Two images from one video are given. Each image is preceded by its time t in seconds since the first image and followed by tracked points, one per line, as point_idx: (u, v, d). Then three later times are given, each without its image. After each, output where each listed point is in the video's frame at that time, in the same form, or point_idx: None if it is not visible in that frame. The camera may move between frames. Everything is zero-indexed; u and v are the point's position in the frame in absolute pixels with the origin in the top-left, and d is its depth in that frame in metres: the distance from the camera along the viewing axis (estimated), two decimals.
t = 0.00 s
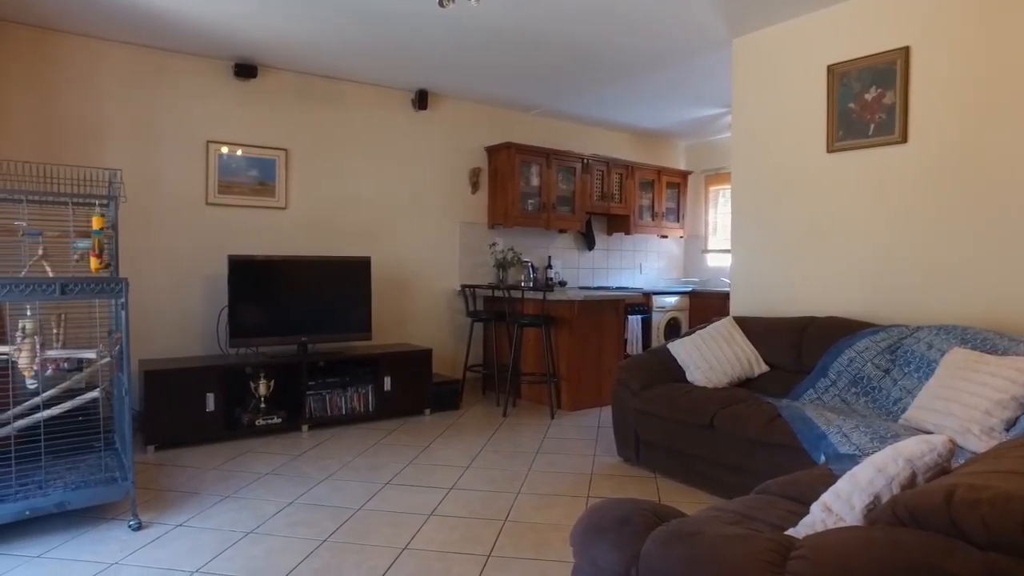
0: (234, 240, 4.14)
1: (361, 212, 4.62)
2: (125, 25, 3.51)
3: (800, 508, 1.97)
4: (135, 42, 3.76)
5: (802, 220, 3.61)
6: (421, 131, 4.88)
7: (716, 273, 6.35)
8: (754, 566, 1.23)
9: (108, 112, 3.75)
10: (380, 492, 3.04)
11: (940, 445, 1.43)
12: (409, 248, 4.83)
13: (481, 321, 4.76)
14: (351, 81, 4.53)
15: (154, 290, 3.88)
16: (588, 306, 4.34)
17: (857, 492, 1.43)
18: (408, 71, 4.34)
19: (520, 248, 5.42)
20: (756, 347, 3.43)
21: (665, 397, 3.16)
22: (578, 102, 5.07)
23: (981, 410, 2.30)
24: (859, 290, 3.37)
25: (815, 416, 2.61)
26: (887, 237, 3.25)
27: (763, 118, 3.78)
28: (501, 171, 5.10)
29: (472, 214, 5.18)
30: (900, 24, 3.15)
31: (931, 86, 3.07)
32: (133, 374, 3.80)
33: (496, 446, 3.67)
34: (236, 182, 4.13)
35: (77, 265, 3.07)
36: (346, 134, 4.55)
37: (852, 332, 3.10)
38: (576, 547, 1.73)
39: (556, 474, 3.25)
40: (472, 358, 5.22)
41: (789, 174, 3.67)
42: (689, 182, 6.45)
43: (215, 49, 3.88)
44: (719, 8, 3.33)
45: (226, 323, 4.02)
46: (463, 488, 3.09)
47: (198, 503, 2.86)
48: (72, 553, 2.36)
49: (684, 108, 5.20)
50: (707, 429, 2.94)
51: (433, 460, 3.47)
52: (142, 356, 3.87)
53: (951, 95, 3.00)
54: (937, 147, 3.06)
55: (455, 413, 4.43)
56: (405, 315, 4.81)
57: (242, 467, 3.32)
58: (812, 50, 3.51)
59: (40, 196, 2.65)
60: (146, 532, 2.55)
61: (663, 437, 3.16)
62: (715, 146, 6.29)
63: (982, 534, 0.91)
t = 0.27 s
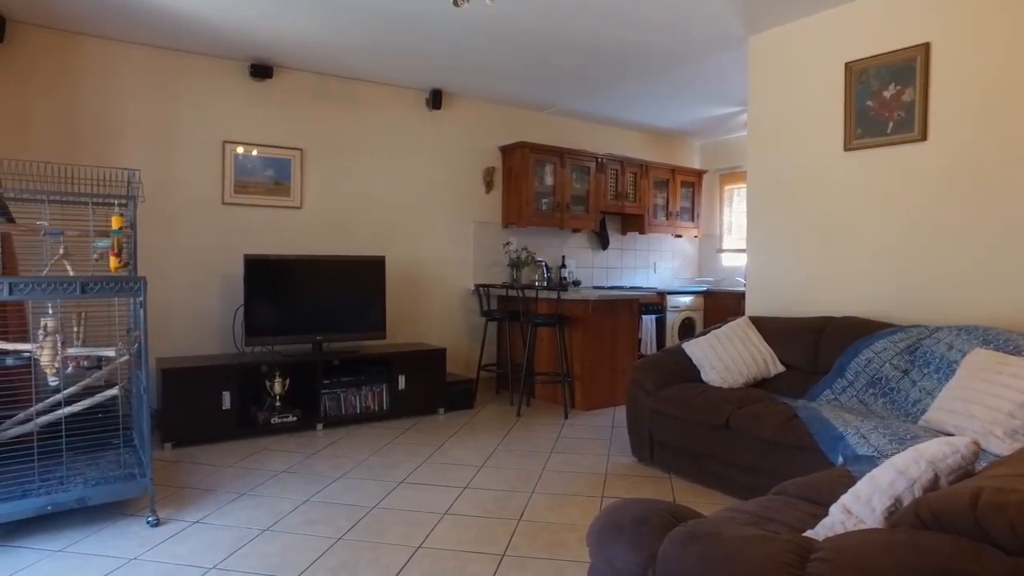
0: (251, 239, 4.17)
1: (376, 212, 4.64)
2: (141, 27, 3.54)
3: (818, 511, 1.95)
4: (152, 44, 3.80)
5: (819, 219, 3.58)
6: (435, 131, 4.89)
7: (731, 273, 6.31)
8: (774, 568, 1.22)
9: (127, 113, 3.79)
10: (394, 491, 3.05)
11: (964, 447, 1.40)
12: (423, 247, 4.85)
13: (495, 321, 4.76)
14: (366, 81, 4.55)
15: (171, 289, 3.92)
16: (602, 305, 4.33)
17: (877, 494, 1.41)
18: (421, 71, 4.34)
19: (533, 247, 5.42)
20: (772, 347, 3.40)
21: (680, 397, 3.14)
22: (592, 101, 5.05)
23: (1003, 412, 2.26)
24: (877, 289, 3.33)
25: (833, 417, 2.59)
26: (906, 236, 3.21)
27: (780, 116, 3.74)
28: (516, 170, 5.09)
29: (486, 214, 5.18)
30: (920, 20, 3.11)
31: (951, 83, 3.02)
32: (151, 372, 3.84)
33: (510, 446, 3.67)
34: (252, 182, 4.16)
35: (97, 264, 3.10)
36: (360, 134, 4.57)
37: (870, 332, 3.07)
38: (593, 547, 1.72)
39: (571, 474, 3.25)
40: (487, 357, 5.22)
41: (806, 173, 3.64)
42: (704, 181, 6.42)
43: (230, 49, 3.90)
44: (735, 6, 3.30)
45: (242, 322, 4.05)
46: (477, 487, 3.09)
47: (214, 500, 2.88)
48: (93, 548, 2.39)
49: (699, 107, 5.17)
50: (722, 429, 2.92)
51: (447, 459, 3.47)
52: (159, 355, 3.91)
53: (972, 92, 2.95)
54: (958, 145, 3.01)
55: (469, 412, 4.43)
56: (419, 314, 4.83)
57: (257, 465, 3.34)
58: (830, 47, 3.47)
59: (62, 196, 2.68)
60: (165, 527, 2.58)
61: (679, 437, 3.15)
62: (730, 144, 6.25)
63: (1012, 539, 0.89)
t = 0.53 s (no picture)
0: (264, 239, 4.20)
1: (388, 211, 4.65)
2: (156, 28, 3.57)
3: (835, 514, 1.93)
4: (167, 45, 3.83)
5: (835, 219, 3.54)
6: (448, 130, 4.90)
7: (745, 273, 6.27)
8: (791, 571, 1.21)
9: (142, 114, 3.82)
10: (407, 490, 3.05)
11: (986, 451, 1.38)
12: (435, 247, 4.85)
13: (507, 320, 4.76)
14: (379, 81, 4.56)
15: (186, 288, 3.95)
16: (615, 305, 4.31)
17: (896, 497, 1.38)
18: (434, 71, 4.35)
19: (545, 247, 5.41)
20: (787, 347, 3.38)
21: (694, 398, 3.12)
22: (605, 100, 5.04)
23: None
24: (893, 290, 3.29)
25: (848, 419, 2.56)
26: (923, 235, 3.17)
27: (795, 115, 3.71)
28: (528, 170, 5.09)
29: (499, 213, 5.18)
30: (938, 17, 3.06)
31: (970, 80, 2.97)
32: (166, 370, 3.87)
33: (522, 445, 3.67)
34: (265, 182, 4.19)
35: (114, 264, 3.13)
36: (373, 134, 4.58)
37: (887, 333, 3.03)
38: (607, 548, 1.72)
39: (583, 474, 3.24)
40: (499, 356, 5.23)
41: (821, 172, 3.60)
42: (717, 180, 6.38)
43: (244, 50, 3.93)
44: (749, 4, 3.28)
45: (256, 321, 4.08)
46: (490, 487, 3.09)
47: (227, 498, 2.90)
48: (110, 545, 2.41)
49: (713, 106, 5.14)
50: (737, 430, 2.90)
51: (460, 458, 3.48)
52: (174, 353, 3.95)
53: (992, 90, 2.90)
54: (976, 143, 2.97)
55: (481, 412, 4.43)
56: (431, 314, 4.83)
57: (270, 463, 3.36)
58: (846, 45, 3.43)
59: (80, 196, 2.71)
60: (180, 525, 2.60)
61: (692, 438, 3.13)
62: (744, 143, 6.21)
63: None
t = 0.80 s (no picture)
0: (279, 238, 4.22)
1: (402, 211, 4.66)
2: (172, 29, 3.59)
3: (854, 516, 1.91)
4: (184, 47, 3.86)
5: (852, 218, 3.50)
6: (461, 130, 4.90)
7: (759, 273, 6.22)
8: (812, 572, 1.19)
9: (159, 115, 3.85)
10: (421, 489, 3.06)
11: (1009, 455, 1.37)
12: (448, 246, 4.85)
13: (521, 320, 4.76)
14: (393, 81, 4.58)
15: (202, 287, 3.99)
16: (629, 305, 4.30)
17: (918, 500, 1.35)
18: (447, 70, 4.35)
19: (559, 246, 5.40)
20: (803, 348, 3.35)
21: (709, 398, 3.10)
22: (618, 99, 5.02)
23: None
24: (912, 289, 3.25)
25: (865, 420, 2.54)
26: (942, 234, 3.13)
27: (811, 113, 3.67)
28: (541, 169, 5.08)
29: (512, 213, 5.18)
30: (958, 13, 3.02)
31: (991, 77, 2.92)
32: (182, 369, 3.91)
33: (536, 445, 3.67)
34: (279, 182, 4.21)
35: (131, 263, 3.16)
36: (387, 134, 4.59)
37: (905, 334, 3.00)
38: (623, 549, 1.71)
39: (597, 474, 3.23)
40: (513, 356, 5.22)
41: (838, 170, 3.56)
42: (731, 180, 6.34)
43: (260, 51, 3.95)
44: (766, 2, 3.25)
45: (271, 320, 4.10)
46: (503, 487, 3.09)
47: (243, 496, 2.92)
48: (129, 541, 2.43)
49: (727, 105, 5.11)
50: (752, 431, 2.88)
51: (473, 458, 3.48)
52: (190, 352, 3.98)
53: (1014, 86, 2.85)
54: (997, 141, 2.92)
55: (495, 411, 4.43)
56: (445, 313, 4.84)
57: (285, 462, 3.38)
58: (864, 42, 3.39)
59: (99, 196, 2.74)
60: (196, 522, 2.62)
61: (707, 438, 3.11)
62: (759, 142, 6.16)
63: None
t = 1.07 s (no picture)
0: (294, 238, 4.24)
1: (416, 211, 4.67)
2: (189, 30, 3.62)
3: (874, 519, 1.89)
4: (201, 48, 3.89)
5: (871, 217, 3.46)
6: (475, 129, 4.90)
7: (775, 272, 6.17)
8: None
9: (176, 116, 3.89)
10: (436, 488, 3.07)
11: None
12: (462, 246, 4.86)
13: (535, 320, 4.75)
14: (407, 81, 4.58)
15: (218, 286, 4.02)
16: (644, 304, 4.28)
17: (943, 503, 1.33)
18: (461, 70, 4.35)
19: (572, 246, 5.39)
20: (820, 348, 3.32)
21: (725, 398, 3.08)
22: (633, 98, 5.00)
23: None
24: (931, 289, 3.21)
25: (884, 422, 2.51)
26: (963, 233, 3.08)
27: (829, 111, 3.63)
28: (555, 168, 5.07)
29: (526, 212, 5.17)
30: (981, 8, 2.97)
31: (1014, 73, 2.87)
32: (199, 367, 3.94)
33: (550, 445, 3.66)
34: (295, 182, 4.23)
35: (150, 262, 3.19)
36: (401, 134, 4.60)
37: (925, 334, 2.96)
38: (641, 550, 1.69)
39: (612, 474, 3.22)
40: (527, 356, 5.22)
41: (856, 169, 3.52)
42: (746, 179, 6.29)
43: (276, 51, 3.97)
44: None
45: (286, 319, 4.13)
46: (518, 486, 3.09)
47: (259, 494, 2.93)
48: (148, 537, 2.46)
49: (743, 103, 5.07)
50: (768, 432, 2.85)
51: (488, 457, 3.48)
52: (207, 350, 4.01)
53: None
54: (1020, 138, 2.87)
55: (509, 411, 4.43)
56: (458, 313, 4.84)
57: (300, 460, 3.40)
58: (883, 39, 3.35)
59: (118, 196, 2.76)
60: (213, 519, 2.64)
61: (722, 439, 3.09)
62: (775, 141, 6.11)
63: None
